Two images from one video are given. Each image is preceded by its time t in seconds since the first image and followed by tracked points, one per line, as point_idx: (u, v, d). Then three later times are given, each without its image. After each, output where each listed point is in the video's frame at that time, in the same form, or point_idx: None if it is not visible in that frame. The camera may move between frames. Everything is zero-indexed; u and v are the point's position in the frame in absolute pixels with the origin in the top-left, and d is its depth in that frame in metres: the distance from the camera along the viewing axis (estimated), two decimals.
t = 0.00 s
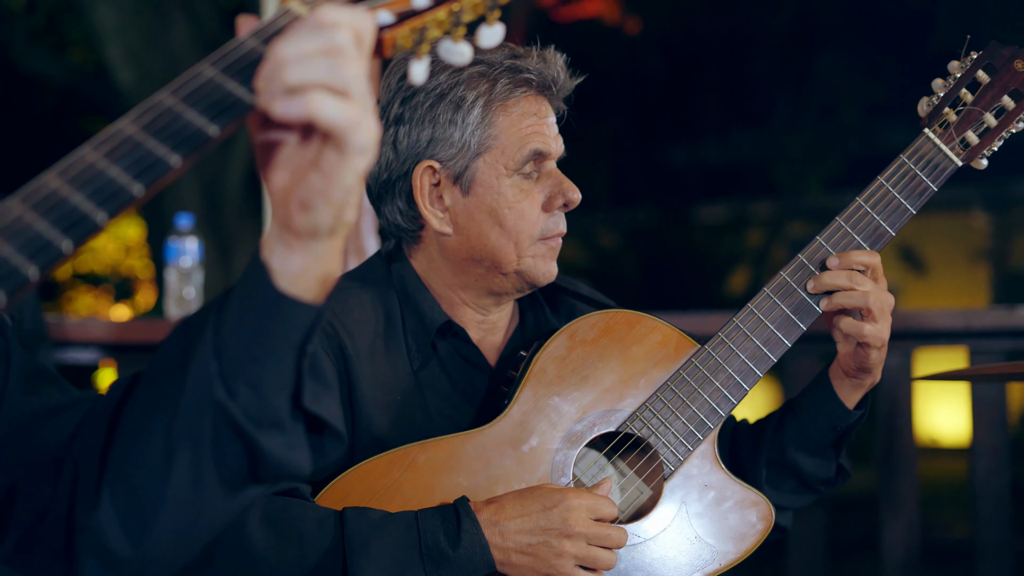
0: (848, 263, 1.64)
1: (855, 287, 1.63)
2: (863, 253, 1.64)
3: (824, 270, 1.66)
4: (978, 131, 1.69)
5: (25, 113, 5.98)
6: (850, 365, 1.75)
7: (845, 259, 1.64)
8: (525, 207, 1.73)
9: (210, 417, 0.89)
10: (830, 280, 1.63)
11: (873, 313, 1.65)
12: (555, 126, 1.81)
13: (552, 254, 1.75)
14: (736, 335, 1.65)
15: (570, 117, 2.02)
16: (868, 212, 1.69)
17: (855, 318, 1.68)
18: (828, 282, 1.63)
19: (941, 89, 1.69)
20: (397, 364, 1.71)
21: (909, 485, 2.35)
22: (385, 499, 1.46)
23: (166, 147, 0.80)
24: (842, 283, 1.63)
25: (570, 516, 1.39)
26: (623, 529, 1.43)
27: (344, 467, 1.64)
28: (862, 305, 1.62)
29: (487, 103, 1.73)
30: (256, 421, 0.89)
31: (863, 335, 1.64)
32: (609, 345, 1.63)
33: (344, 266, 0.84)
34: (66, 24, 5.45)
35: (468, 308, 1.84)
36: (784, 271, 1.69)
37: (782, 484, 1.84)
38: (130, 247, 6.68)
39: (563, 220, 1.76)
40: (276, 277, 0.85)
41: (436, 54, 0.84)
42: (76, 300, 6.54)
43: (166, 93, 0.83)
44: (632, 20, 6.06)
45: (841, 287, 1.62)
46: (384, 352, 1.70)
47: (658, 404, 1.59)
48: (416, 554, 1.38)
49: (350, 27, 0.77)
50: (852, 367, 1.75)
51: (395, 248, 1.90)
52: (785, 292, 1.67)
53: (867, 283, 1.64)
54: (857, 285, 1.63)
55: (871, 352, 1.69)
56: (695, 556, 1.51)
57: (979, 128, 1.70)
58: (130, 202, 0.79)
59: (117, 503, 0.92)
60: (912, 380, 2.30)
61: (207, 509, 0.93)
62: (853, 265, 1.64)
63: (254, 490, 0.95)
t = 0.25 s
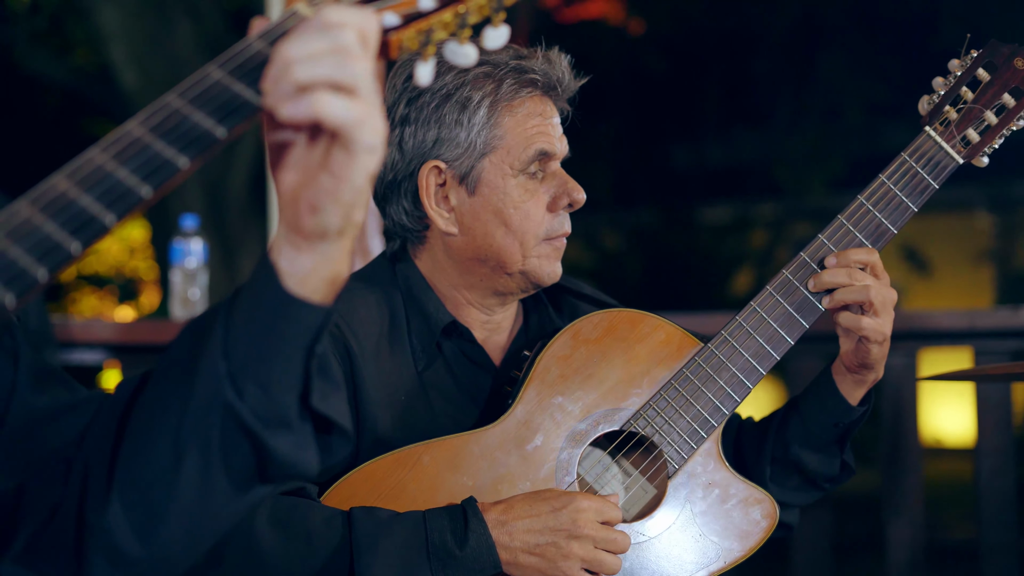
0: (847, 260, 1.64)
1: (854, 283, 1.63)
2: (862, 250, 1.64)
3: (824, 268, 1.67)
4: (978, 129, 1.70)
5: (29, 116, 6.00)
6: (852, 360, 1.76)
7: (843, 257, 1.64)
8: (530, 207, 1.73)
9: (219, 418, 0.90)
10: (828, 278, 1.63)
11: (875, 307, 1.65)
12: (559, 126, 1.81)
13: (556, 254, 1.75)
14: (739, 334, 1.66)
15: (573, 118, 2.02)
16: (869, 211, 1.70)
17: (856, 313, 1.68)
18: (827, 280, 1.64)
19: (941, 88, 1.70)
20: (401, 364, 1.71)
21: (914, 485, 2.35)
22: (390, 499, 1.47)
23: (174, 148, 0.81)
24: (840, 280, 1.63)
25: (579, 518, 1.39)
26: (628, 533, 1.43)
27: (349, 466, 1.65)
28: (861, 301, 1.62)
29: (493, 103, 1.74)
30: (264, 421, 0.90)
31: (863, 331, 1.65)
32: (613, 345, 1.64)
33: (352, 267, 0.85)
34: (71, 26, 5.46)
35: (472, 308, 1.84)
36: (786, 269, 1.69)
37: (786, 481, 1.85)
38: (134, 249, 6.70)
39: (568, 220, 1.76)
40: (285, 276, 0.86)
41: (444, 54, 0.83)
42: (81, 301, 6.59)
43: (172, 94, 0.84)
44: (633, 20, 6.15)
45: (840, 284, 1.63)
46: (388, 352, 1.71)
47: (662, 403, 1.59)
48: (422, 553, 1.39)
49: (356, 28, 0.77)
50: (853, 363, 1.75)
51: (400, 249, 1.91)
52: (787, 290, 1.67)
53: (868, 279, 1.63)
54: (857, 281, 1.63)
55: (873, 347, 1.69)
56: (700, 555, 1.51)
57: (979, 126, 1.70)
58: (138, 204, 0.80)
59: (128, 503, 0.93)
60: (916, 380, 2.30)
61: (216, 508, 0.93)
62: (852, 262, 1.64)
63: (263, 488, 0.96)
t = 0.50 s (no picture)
0: (849, 262, 1.65)
1: (858, 285, 1.63)
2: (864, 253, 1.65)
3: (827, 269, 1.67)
4: (981, 130, 1.70)
5: (33, 116, 6.01)
6: (853, 361, 1.76)
7: (845, 259, 1.65)
8: (534, 208, 1.73)
9: (226, 418, 0.90)
10: (831, 279, 1.64)
11: (876, 308, 1.65)
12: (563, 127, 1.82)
13: (560, 254, 1.75)
14: (742, 335, 1.66)
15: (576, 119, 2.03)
16: (873, 212, 1.70)
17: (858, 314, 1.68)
18: (829, 281, 1.64)
19: (944, 89, 1.71)
20: (405, 365, 1.72)
21: (916, 486, 2.35)
22: (392, 498, 1.47)
23: (179, 147, 0.81)
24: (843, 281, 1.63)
25: (578, 517, 1.39)
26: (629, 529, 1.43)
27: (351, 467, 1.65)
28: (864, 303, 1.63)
29: (497, 104, 1.74)
30: (272, 422, 0.90)
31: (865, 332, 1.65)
32: (616, 345, 1.64)
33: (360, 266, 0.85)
34: (71, 26, 5.58)
35: (475, 308, 1.85)
36: (789, 270, 1.69)
37: (788, 482, 1.84)
38: (136, 249, 6.71)
39: (571, 220, 1.77)
40: (293, 276, 0.86)
41: (449, 52, 0.84)
42: (83, 302, 6.60)
43: (176, 92, 0.84)
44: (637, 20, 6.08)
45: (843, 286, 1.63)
46: (391, 353, 1.71)
47: (664, 403, 1.60)
48: (422, 552, 1.39)
49: (360, 25, 0.77)
50: (854, 363, 1.75)
51: (403, 249, 1.90)
52: (791, 292, 1.68)
53: (871, 280, 1.63)
54: (860, 283, 1.63)
55: (875, 349, 1.69)
56: (702, 555, 1.51)
57: (982, 127, 1.70)
58: (142, 202, 0.80)
59: (134, 503, 0.93)
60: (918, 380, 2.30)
61: (223, 507, 0.94)
62: (855, 264, 1.64)
63: (270, 489, 0.96)
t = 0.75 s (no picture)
0: (848, 258, 1.65)
1: (856, 282, 1.63)
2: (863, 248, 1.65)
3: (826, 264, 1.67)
4: (980, 125, 1.70)
5: (31, 113, 6.01)
6: (851, 355, 1.75)
7: (844, 255, 1.65)
8: (533, 204, 1.73)
9: (228, 412, 0.91)
10: (830, 275, 1.64)
11: (875, 305, 1.64)
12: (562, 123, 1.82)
13: (558, 251, 1.75)
14: (740, 329, 1.66)
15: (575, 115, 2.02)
16: (871, 207, 1.70)
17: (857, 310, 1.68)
18: (828, 276, 1.64)
19: (943, 83, 1.72)
20: (404, 361, 1.72)
21: (914, 482, 2.35)
22: (390, 493, 1.47)
23: (179, 139, 0.81)
24: (841, 277, 1.64)
25: (573, 514, 1.40)
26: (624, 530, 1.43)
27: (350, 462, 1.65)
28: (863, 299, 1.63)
29: (496, 100, 1.74)
30: (275, 415, 0.90)
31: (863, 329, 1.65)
32: (616, 341, 1.64)
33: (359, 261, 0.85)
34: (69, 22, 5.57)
35: (473, 304, 1.84)
36: (787, 265, 1.69)
37: (787, 474, 1.85)
38: (133, 246, 6.68)
39: (570, 217, 1.76)
40: (293, 270, 0.86)
41: (450, 45, 0.84)
42: (81, 298, 6.61)
43: (178, 85, 0.84)
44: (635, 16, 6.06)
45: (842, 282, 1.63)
46: (390, 349, 1.71)
47: (662, 398, 1.60)
48: (419, 550, 1.39)
49: (360, 15, 0.78)
50: (852, 357, 1.75)
51: (402, 245, 1.89)
52: (789, 286, 1.68)
53: (870, 277, 1.63)
54: (859, 279, 1.63)
55: (872, 343, 1.69)
56: (702, 548, 1.52)
57: (981, 122, 1.70)
58: (141, 194, 0.80)
59: (137, 497, 0.94)
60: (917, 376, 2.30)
61: (225, 502, 0.94)
62: (853, 260, 1.65)
63: (272, 483, 0.96)
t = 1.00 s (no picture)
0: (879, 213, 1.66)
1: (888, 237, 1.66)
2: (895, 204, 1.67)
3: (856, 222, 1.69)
4: (973, 119, 1.70)
5: (28, 111, 5.99)
6: (876, 318, 1.76)
7: (877, 211, 1.66)
8: (531, 202, 1.73)
9: (219, 419, 0.91)
10: (862, 231, 1.66)
11: (905, 260, 1.67)
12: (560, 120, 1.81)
13: (557, 248, 1.75)
14: (736, 325, 1.66)
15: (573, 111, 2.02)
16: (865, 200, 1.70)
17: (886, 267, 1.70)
18: (860, 232, 1.67)
19: (936, 78, 1.71)
20: (399, 360, 1.72)
21: (912, 479, 2.36)
22: (387, 492, 1.47)
23: (177, 139, 0.81)
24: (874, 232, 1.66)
25: (570, 522, 1.39)
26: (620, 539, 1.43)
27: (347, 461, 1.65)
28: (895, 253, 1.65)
29: (494, 98, 1.74)
30: (266, 421, 0.90)
31: (896, 282, 1.67)
32: (612, 338, 1.64)
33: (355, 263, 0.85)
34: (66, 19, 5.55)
35: (470, 301, 1.84)
36: (781, 260, 1.69)
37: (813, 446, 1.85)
38: (132, 243, 6.70)
39: (568, 214, 1.76)
40: (288, 275, 0.86)
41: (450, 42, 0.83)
42: (78, 295, 6.57)
43: (176, 85, 0.84)
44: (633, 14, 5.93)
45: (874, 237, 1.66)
46: (386, 348, 1.71)
47: (658, 395, 1.59)
48: (415, 551, 1.40)
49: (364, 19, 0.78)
50: (878, 319, 1.76)
51: (399, 242, 1.89)
52: (783, 282, 1.68)
53: (899, 232, 1.67)
54: (890, 234, 1.66)
55: (900, 300, 1.71)
56: (699, 545, 1.52)
57: (974, 116, 1.70)
58: (140, 194, 0.80)
59: (129, 503, 0.94)
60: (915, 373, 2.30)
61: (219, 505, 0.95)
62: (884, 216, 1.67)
63: (265, 488, 0.96)
